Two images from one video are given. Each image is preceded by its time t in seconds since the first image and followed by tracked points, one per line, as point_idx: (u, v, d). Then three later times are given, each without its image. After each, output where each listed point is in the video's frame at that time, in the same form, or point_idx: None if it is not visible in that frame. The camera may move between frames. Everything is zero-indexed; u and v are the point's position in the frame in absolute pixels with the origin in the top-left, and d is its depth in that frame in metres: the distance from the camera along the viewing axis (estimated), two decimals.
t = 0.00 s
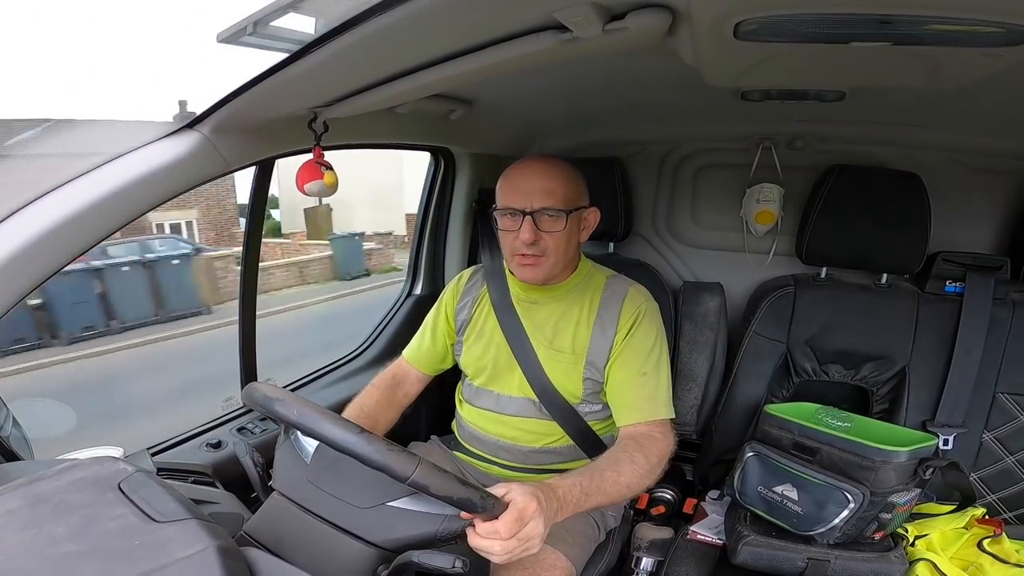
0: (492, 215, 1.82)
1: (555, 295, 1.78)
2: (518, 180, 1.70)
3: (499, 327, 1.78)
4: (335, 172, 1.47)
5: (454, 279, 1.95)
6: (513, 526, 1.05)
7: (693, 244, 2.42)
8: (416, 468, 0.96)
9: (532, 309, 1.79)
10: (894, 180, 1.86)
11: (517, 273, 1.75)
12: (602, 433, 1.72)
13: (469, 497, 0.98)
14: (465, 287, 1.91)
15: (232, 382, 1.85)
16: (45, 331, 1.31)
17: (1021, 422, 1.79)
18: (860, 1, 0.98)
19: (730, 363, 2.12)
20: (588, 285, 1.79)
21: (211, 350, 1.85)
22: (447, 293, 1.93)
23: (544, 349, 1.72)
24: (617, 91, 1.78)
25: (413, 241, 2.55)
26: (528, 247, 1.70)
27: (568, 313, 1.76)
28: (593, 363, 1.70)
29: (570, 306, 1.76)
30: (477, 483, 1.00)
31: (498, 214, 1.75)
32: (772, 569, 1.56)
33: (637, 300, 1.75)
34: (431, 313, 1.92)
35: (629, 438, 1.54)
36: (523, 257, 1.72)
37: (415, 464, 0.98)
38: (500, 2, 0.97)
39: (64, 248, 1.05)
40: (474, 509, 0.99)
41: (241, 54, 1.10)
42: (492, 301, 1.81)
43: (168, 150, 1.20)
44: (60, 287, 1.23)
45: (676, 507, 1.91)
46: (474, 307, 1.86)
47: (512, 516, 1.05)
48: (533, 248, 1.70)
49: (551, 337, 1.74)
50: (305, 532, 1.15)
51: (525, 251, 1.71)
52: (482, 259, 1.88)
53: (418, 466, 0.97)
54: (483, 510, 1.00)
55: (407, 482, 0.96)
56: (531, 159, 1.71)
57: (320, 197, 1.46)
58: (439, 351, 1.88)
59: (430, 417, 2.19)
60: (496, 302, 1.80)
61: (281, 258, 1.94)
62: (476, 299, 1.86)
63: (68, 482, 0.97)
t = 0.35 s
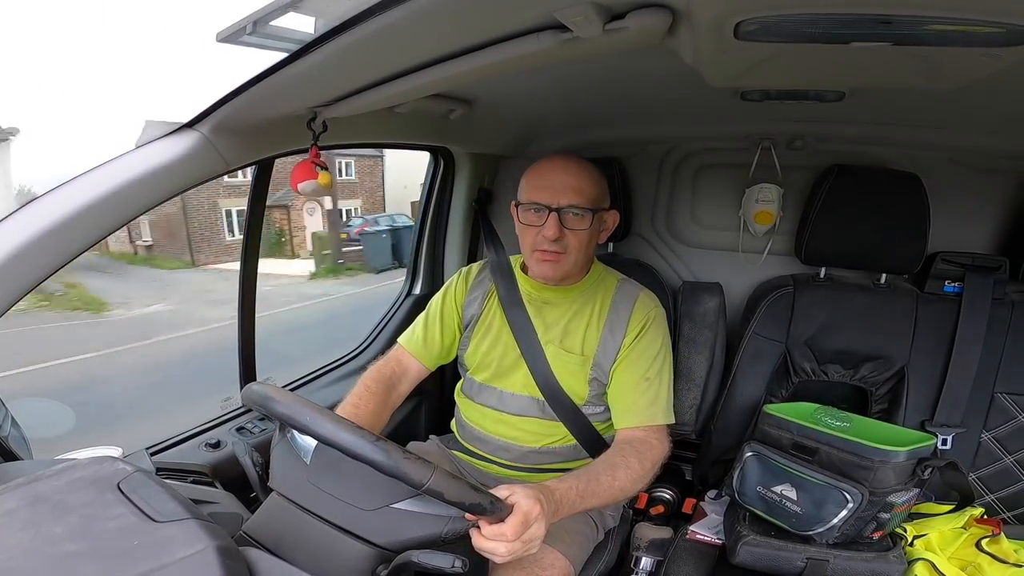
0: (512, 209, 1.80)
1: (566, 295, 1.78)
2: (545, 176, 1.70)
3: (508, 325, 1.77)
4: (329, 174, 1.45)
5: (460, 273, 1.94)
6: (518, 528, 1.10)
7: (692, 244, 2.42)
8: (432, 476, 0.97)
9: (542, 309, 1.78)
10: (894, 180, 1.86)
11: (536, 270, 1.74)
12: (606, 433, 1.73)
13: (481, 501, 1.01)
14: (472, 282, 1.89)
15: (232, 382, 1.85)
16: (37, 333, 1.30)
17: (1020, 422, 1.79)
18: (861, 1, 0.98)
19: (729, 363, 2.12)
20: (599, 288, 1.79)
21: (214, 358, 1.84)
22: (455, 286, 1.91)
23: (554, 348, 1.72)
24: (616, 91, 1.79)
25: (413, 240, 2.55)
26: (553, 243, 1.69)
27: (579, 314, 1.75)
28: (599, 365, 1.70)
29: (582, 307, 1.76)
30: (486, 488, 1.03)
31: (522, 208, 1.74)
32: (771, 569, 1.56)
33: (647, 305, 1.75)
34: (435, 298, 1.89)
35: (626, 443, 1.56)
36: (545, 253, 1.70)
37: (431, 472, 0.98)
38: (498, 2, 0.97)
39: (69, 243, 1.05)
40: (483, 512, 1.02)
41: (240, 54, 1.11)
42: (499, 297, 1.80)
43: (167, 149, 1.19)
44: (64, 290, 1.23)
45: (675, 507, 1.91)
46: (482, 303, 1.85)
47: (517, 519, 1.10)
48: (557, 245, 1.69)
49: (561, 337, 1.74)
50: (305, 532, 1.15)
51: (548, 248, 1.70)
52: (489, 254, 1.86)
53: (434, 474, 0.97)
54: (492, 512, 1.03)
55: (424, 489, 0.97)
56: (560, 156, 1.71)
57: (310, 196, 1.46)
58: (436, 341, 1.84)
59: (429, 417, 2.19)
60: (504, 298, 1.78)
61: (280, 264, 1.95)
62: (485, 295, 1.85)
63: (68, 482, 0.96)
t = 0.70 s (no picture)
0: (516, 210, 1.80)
1: (567, 296, 1.77)
2: (549, 177, 1.70)
3: (510, 326, 1.77)
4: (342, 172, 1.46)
5: (462, 272, 1.93)
6: (520, 530, 1.11)
7: (692, 244, 2.42)
8: (441, 481, 0.98)
9: (543, 310, 1.78)
10: (893, 181, 1.86)
11: (538, 271, 1.73)
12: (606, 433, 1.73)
13: (486, 504, 1.02)
14: (474, 282, 1.89)
15: (231, 382, 1.85)
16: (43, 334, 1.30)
17: (1018, 422, 1.79)
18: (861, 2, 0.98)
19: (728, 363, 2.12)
20: (602, 290, 1.78)
21: (214, 355, 1.84)
22: (457, 284, 1.90)
23: (555, 349, 1.72)
24: (616, 92, 1.79)
25: (412, 240, 2.54)
26: (555, 245, 1.69)
27: (580, 316, 1.75)
28: (600, 366, 1.70)
29: (585, 309, 1.76)
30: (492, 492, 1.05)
31: (525, 209, 1.74)
32: (770, 569, 1.56)
33: (649, 308, 1.75)
34: (436, 295, 1.87)
35: (625, 444, 1.56)
36: (546, 255, 1.70)
37: (441, 477, 0.98)
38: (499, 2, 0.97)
39: (67, 243, 1.05)
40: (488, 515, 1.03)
41: (238, 54, 1.10)
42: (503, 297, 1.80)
43: (165, 150, 1.19)
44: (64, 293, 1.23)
45: (674, 507, 1.91)
46: (484, 303, 1.84)
47: (519, 520, 1.11)
48: (559, 247, 1.68)
49: (562, 338, 1.73)
50: (303, 532, 1.15)
51: (550, 249, 1.69)
52: (491, 253, 1.86)
53: (443, 479, 0.98)
54: (497, 516, 1.05)
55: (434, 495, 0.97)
56: (566, 158, 1.71)
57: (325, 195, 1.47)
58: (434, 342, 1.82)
59: (428, 417, 2.19)
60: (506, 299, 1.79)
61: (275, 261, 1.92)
62: (487, 296, 1.85)
63: (66, 482, 0.96)
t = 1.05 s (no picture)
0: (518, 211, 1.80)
1: (566, 297, 1.77)
2: (553, 181, 1.70)
3: (510, 327, 1.76)
4: (315, 175, 1.47)
5: (462, 272, 1.92)
6: (524, 531, 1.11)
7: (691, 243, 2.42)
8: (459, 489, 0.98)
9: (544, 311, 1.77)
10: (891, 180, 1.86)
11: (538, 273, 1.73)
12: (605, 433, 1.74)
13: (496, 509, 1.03)
14: (474, 282, 1.88)
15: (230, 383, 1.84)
16: (40, 337, 1.30)
17: (1017, 421, 1.81)
18: (860, 1, 0.99)
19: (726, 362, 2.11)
20: (601, 291, 1.78)
21: (212, 358, 1.78)
22: (456, 285, 1.89)
23: (555, 350, 1.72)
24: (614, 92, 1.79)
25: (411, 239, 2.54)
26: (555, 249, 1.68)
27: (580, 317, 1.75)
28: (600, 367, 1.70)
29: (584, 310, 1.76)
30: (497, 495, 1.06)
31: (527, 210, 1.73)
32: (770, 568, 1.56)
33: (650, 309, 1.75)
34: (434, 297, 1.86)
35: (625, 446, 1.56)
36: (547, 258, 1.70)
37: (456, 484, 0.99)
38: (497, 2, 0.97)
39: (58, 250, 1.06)
40: (496, 517, 1.04)
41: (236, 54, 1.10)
42: (503, 299, 1.79)
43: (163, 150, 1.18)
44: (52, 291, 1.23)
45: (675, 506, 1.91)
46: (484, 305, 1.84)
47: (521, 522, 1.11)
48: (560, 250, 1.68)
49: (562, 339, 1.73)
50: (303, 533, 1.15)
51: (551, 253, 1.69)
52: (490, 254, 1.85)
53: (459, 486, 0.99)
54: (505, 519, 1.07)
55: (449, 502, 0.98)
56: (571, 161, 1.70)
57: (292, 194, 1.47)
58: (433, 343, 1.81)
59: (427, 417, 2.19)
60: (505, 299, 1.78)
61: (284, 255, 1.92)
62: (487, 297, 1.84)
63: (65, 484, 0.96)
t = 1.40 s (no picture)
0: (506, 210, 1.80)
1: (556, 296, 1.77)
2: (539, 181, 1.69)
3: (501, 326, 1.76)
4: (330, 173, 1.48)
5: (452, 271, 1.91)
6: (518, 531, 1.11)
7: (684, 241, 2.43)
8: (452, 489, 0.98)
9: (534, 310, 1.77)
10: (880, 179, 1.88)
11: (525, 274, 1.73)
12: (597, 432, 1.74)
13: (489, 508, 1.03)
14: (465, 282, 1.87)
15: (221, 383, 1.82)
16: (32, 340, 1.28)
17: (1004, 418, 1.84)
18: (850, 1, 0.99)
19: (717, 360, 2.12)
20: (591, 290, 1.78)
21: (204, 360, 1.76)
22: (445, 285, 1.88)
23: (546, 349, 1.72)
24: (606, 91, 1.79)
25: (404, 238, 2.53)
26: (541, 250, 1.68)
27: (570, 315, 1.75)
28: (591, 365, 1.70)
29: (573, 308, 1.76)
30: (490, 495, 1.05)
31: (513, 210, 1.73)
32: (762, 565, 1.57)
33: (639, 307, 1.75)
34: (423, 297, 1.85)
35: (618, 445, 1.57)
36: (533, 258, 1.70)
37: (449, 484, 0.99)
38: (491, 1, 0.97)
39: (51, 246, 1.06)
40: (488, 517, 1.04)
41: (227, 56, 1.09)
42: (494, 298, 1.79)
43: (155, 149, 1.20)
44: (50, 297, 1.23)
45: (667, 504, 1.92)
46: (474, 304, 1.83)
47: (516, 521, 1.11)
48: (545, 251, 1.68)
49: (553, 338, 1.73)
50: (295, 533, 1.14)
51: (536, 254, 1.69)
52: (480, 253, 1.84)
53: (453, 486, 0.98)
54: (498, 519, 1.06)
55: (443, 501, 0.98)
56: (558, 161, 1.70)
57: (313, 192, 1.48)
58: (424, 343, 1.81)
59: (420, 417, 2.18)
60: (496, 299, 1.78)
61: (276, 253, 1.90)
62: (477, 297, 1.83)
63: (55, 486, 0.95)
